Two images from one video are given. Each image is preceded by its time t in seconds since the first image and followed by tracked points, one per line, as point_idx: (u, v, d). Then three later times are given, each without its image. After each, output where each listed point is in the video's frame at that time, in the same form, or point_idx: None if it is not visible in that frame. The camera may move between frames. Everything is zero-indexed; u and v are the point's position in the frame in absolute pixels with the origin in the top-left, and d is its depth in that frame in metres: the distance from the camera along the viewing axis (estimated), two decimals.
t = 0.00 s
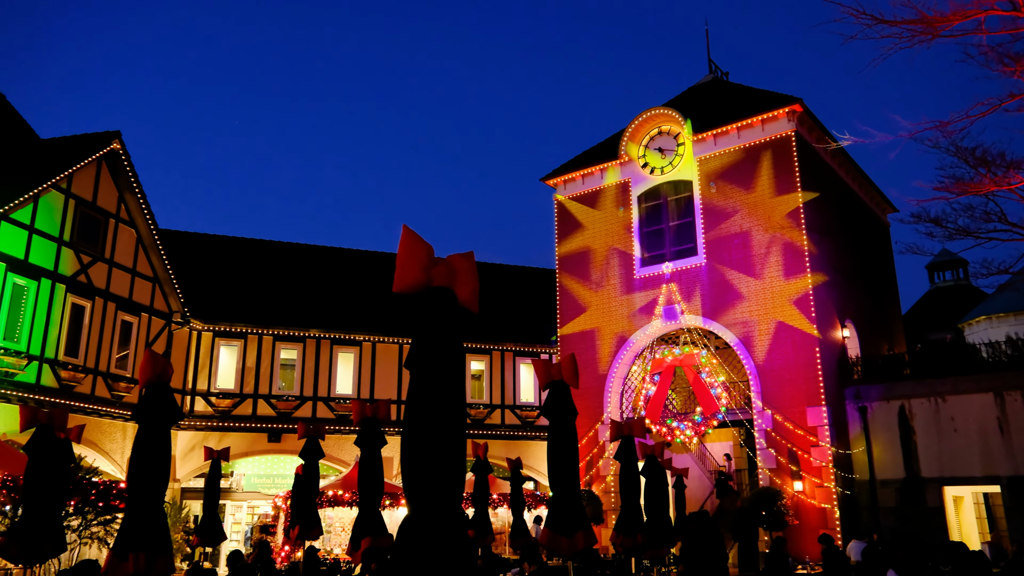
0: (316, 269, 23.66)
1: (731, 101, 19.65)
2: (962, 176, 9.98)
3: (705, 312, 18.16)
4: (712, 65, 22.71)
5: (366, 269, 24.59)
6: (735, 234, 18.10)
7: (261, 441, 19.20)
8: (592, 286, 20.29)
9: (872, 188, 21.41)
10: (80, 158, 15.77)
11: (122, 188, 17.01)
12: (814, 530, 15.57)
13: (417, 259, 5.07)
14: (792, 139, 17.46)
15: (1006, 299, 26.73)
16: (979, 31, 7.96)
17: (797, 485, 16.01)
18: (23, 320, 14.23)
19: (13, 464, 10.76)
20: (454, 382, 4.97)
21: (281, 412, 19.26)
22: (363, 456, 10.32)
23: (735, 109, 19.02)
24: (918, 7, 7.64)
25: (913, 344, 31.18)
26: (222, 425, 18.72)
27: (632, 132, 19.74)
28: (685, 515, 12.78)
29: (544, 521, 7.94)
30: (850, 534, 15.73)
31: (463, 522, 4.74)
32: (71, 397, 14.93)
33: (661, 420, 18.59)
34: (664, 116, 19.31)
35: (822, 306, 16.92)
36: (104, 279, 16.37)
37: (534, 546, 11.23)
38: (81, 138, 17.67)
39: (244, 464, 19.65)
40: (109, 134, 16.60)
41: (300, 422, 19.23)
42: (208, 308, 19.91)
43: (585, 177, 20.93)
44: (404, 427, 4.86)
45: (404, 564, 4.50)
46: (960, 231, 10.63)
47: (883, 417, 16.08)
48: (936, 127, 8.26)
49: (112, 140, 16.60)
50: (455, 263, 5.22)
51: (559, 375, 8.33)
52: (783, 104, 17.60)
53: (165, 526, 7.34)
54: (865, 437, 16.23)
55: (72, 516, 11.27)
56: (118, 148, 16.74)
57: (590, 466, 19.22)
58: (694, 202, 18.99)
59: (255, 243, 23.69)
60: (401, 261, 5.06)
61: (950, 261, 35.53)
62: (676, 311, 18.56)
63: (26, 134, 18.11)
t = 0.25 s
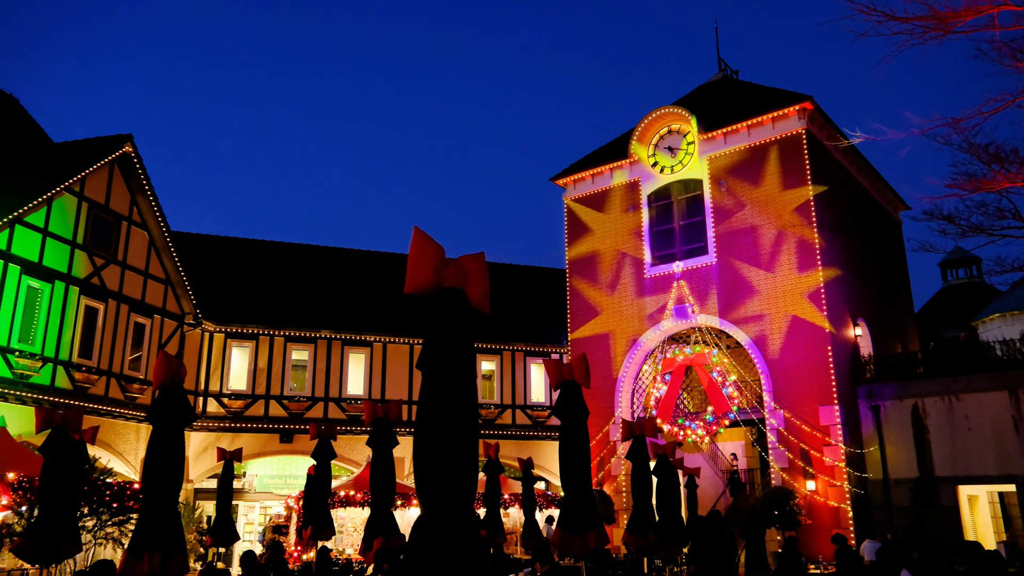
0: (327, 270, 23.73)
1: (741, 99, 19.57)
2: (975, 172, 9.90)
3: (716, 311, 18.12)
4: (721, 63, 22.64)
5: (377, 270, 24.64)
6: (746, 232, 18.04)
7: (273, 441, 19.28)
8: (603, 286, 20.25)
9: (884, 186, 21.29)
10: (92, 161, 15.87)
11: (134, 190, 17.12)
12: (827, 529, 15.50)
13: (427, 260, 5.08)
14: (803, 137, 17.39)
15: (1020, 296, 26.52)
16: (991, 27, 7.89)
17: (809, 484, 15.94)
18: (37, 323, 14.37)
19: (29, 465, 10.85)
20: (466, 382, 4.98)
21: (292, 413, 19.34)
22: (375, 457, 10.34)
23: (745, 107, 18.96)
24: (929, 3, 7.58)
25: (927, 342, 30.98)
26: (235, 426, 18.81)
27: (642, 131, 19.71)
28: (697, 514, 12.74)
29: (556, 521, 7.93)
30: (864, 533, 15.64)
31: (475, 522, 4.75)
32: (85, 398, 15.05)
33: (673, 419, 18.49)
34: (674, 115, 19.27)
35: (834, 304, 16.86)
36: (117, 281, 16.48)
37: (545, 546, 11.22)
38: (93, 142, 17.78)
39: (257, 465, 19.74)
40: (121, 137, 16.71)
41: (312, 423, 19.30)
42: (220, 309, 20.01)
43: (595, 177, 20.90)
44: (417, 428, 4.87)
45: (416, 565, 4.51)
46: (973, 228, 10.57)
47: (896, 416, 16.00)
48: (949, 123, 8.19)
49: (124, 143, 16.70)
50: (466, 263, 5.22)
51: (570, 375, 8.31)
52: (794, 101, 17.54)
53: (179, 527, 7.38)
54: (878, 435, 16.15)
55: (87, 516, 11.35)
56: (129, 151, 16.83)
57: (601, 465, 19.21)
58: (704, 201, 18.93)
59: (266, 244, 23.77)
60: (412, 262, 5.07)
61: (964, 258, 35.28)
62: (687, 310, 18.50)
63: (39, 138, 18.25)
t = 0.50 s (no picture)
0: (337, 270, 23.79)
1: (751, 98, 19.51)
2: (988, 170, 9.83)
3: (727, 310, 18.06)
4: (731, 61, 22.57)
5: (387, 271, 24.68)
6: (756, 231, 17.97)
7: (285, 441, 19.36)
8: (613, 286, 20.23)
9: (895, 184, 21.15)
10: (105, 164, 15.97)
11: (146, 192, 17.22)
12: (840, 529, 15.41)
13: (439, 260, 5.10)
14: (814, 135, 17.31)
15: None
16: (1005, 23, 7.81)
17: (821, 484, 15.83)
18: (51, 324, 14.49)
19: (44, 466, 10.94)
20: (478, 382, 4.98)
21: (304, 413, 19.41)
22: (387, 457, 10.36)
23: (755, 106, 18.89)
24: None
25: (940, 341, 30.77)
26: (247, 427, 18.89)
27: (652, 130, 19.67)
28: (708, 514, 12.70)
29: (568, 521, 7.92)
30: (877, 533, 15.56)
31: (488, 522, 4.76)
32: (98, 399, 15.16)
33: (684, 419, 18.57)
34: (683, 114, 19.23)
35: (846, 302, 16.81)
36: (129, 283, 16.58)
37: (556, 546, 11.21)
38: (105, 144, 17.89)
39: (268, 465, 19.82)
40: (133, 140, 16.81)
41: (323, 423, 19.36)
42: (232, 310, 20.10)
43: (604, 177, 20.87)
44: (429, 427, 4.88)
45: (430, 564, 4.52)
46: (986, 226, 10.49)
47: (909, 415, 15.91)
48: (962, 120, 8.11)
49: (136, 146, 16.80)
50: (477, 263, 5.23)
51: (582, 375, 8.30)
52: (804, 99, 17.46)
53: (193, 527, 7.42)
54: (891, 434, 16.06)
55: (101, 516, 11.43)
56: (141, 153, 16.93)
57: (612, 465, 19.19)
58: (714, 200, 18.86)
59: (277, 245, 23.86)
60: (423, 262, 5.09)
61: (977, 256, 35.02)
62: (697, 309, 18.42)
63: (52, 141, 18.38)
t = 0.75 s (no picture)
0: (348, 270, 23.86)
1: (761, 97, 19.44)
2: (1002, 168, 9.75)
3: (738, 310, 17.99)
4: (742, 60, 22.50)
5: (397, 271, 24.72)
6: (767, 230, 17.90)
7: (296, 441, 19.44)
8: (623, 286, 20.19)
9: (908, 182, 21.03)
10: (117, 165, 16.07)
11: (158, 194, 17.32)
12: (852, 530, 15.35)
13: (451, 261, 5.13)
14: (825, 133, 17.23)
15: None
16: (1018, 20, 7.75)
17: (833, 484, 15.78)
18: (65, 325, 14.60)
19: (59, 466, 11.01)
20: (489, 382, 4.98)
21: (315, 413, 19.47)
22: (398, 457, 10.38)
23: (766, 104, 18.83)
24: None
25: (953, 340, 30.58)
26: (258, 427, 18.97)
27: (662, 130, 19.63)
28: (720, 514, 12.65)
29: (579, 521, 7.92)
30: (890, 534, 15.47)
31: (500, 522, 4.76)
32: (111, 399, 15.26)
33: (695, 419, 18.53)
34: (694, 113, 19.18)
35: (858, 302, 16.73)
36: (141, 284, 16.68)
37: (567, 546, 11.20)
38: (118, 146, 18.01)
39: (280, 465, 19.89)
40: (145, 141, 16.91)
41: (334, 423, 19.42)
42: (244, 311, 20.19)
43: (614, 176, 20.83)
44: (442, 428, 4.89)
45: (443, 564, 4.53)
46: (1000, 224, 10.40)
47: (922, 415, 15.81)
48: (974, 118, 8.05)
49: (147, 147, 16.90)
50: (489, 264, 5.25)
51: (593, 375, 8.28)
52: (815, 98, 17.39)
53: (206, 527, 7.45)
54: (904, 434, 15.97)
55: (115, 516, 11.51)
56: (153, 155, 17.03)
57: (623, 465, 19.16)
58: (725, 200, 18.81)
59: (288, 246, 23.94)
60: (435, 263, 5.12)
61: (990, 255, 34.77)
62: (708, 309, 18.37)
63: (65, 144, 18.52)
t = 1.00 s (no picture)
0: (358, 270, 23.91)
1: (772, 95, 19.36)
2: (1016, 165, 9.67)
3: (749, 309, 17.93)
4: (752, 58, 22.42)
5: (408, 271, 24.76)
6: (778, 229, 17.84)
7: (308, 441, 19.51)
8: (634, 286, 20.16)
9: (920, 180, 20.88)
10: (129, 167, 16.17)
11: (170, 195, 17.42)
12: (865, 529, 15.26)
13: (463, 261, 5.14)
14: (836, 131, 17.14)
15: None
16: None
17: (846, 484, 15.70)
18: (78, 326, 14.72)
19: (74, 466, 11.09)
20: (501, 382, 4.99)
21: (326, 413, 19.53)
22: (409, 457, 10.40)
23: (776, 103, 18.76)
24: None
25: (966, 339, 30.36)
26: (270, 427, 19.04)
27: (672, 129, 19.59)
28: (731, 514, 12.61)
29: (591, 521, 7.92)
30: (903, 534, 15.38)
31: (512, 522, 4.77)
32: (124, 400, 15.37)
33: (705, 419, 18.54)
34: (704, 112, 19.13)
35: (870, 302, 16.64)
36: (154, 285, 16.79)
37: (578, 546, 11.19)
38: (130, 148, 18.12)
39: (291, 465, 19.97)
40: (157, 143, 17.00)
41: (345, 423, 19.47)
42: (255, 312, 20.28)
43: (624, 175, 20.80)
44: (453, 428, 4.90)
45: (456, 564, 4.54)
46: (1014, 222, 10.32)
47: (936, 414, 15.71)
48: (988, 115, 7.97)
49: (159, 149, 16.99)
50: (500, 264, 5.26)
51: (604, 375, 8.26)
52: (826, 96, 17.32)
53: (220, 527, 7.49)
54: (917, 433, 15.88)
55: (128, 515, 11.59)
56: (165, 157, 17.12)
57: (633, 465, 19.13)
58: (735, 199, 18.75)
59: (299, 246, 24.01)
60: (447, 263, 5.13)
61: (1004, 253, 34.50)
62: (719, 308, 18.32)
63: (77, 146, 18.64)
